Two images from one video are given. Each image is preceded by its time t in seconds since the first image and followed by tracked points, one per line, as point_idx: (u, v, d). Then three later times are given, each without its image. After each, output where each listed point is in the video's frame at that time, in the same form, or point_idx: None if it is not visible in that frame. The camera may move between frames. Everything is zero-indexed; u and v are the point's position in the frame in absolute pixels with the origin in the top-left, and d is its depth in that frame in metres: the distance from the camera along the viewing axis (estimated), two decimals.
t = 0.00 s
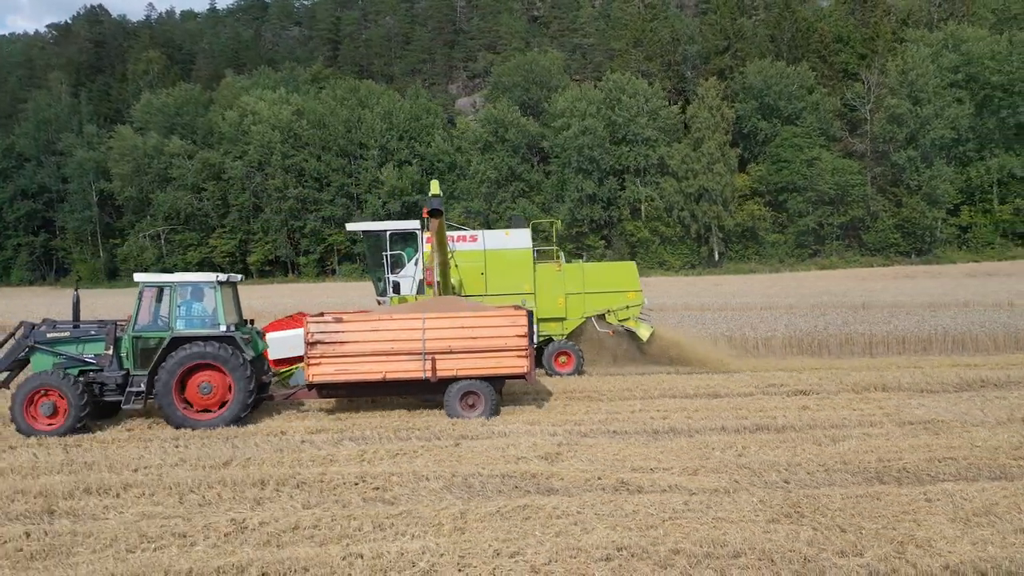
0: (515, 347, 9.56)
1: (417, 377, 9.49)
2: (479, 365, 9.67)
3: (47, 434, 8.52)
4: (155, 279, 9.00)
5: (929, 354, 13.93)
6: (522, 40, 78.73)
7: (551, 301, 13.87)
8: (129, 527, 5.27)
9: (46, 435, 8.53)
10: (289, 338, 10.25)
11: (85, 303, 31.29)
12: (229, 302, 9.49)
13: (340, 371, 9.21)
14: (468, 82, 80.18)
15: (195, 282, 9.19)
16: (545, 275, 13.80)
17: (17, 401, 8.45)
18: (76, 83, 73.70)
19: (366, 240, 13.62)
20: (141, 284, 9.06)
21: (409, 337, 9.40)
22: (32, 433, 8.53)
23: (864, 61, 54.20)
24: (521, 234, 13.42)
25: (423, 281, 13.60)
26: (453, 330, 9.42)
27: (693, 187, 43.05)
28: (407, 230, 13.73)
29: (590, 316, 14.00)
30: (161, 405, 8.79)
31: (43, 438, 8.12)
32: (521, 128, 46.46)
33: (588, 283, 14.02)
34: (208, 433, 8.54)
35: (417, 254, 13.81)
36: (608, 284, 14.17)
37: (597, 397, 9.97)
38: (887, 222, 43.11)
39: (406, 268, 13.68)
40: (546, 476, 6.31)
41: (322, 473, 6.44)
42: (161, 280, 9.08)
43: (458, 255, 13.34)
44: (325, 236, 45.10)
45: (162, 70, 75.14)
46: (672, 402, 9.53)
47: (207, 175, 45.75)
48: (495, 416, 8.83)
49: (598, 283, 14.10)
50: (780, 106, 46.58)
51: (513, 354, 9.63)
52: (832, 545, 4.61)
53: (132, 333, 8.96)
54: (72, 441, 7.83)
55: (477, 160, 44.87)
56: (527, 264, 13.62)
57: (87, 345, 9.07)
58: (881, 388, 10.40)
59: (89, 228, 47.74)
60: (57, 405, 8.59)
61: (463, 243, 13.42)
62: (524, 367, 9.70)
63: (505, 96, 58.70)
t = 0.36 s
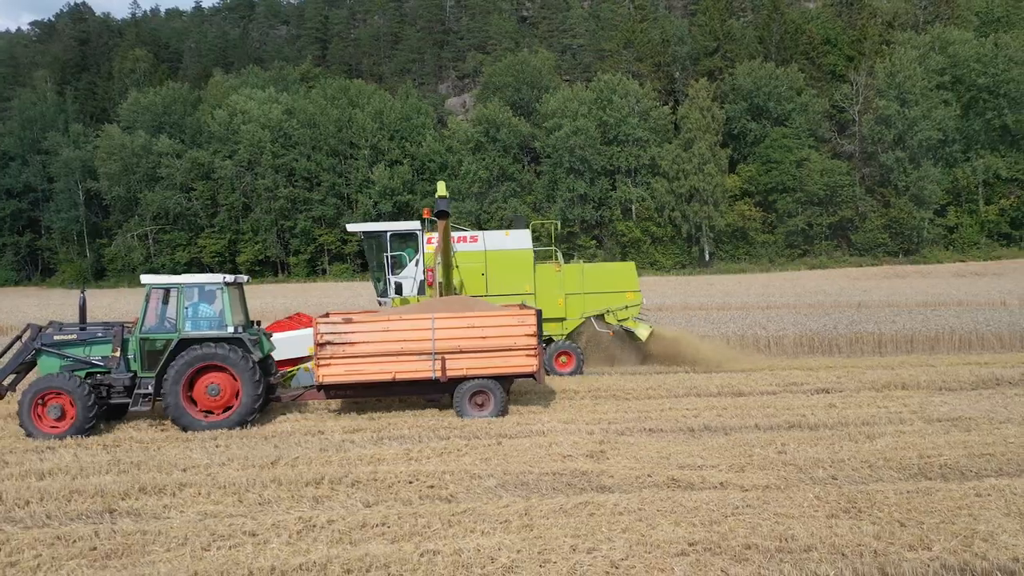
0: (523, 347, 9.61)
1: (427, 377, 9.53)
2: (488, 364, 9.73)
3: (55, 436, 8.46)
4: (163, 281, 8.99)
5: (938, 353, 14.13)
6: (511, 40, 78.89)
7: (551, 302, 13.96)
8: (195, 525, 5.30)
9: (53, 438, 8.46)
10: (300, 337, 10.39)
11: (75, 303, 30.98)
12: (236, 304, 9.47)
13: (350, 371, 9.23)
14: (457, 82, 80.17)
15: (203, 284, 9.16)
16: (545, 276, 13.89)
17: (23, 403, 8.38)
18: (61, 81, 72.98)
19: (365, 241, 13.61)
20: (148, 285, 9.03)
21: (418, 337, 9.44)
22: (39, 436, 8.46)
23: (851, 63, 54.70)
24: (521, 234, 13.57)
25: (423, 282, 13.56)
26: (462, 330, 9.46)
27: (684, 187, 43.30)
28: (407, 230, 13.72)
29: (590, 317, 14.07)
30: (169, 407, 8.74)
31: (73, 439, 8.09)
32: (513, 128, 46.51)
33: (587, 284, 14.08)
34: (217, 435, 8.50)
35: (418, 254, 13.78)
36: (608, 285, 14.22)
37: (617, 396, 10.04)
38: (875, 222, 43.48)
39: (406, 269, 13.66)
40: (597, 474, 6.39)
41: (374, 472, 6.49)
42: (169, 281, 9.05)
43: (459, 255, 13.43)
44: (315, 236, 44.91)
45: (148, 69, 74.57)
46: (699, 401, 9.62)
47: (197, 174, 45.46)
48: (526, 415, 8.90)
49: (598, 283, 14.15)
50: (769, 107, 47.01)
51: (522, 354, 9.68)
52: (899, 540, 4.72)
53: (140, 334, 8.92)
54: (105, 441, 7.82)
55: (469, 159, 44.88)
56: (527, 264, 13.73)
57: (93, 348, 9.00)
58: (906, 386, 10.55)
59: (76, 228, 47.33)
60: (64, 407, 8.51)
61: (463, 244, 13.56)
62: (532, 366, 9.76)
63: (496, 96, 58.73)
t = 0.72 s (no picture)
0: (531, 346, 9.66)
1: (434, 376, 9.61)
2: (495, 363, 9.78)
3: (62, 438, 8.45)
4: (169, 282, 8.91)
5: (943, 352, 14.36)
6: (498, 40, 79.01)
7: (549, 302, 14.08)
8: (259, 523, 5.34)
9: (60, 440, 8.46)
10: (304, 337, 10.25)
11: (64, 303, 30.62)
12: (243, 305, 9.40)
13: (358, 371, 9.29)
14: (445, 82, 80.15)
15: (210, 285, 9.08)
16: (543, 276, 13.99)
17: (29, 406, 8.35)
18: (42, 79, 72.14)
19: (365, 241, 13.55)
20: (153, 286, 8.95)
21: (426, 336, 9.50)
22: (46, 438, 8.46)
23: (837, 65, 55.27)
24: (519, 234, 13.71)
25: (423, 282, 13.56)
26: (469, 331, 9.53)
27: (673, 187, 43.56)
28: (405, 231, 13.66)
29: (587, 317, 14.18)
30: (175, 409, 8.74)
31: (103, 440, 8.07)
32: (502, 129, 46.58)
33: (584, 284, 14.19)
34: (225, 439, 8.50)
35: (417, 255, 13.77)
36: (606, 285, 14.30)
37: (635, 394, 10.15)
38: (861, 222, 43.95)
39: (406, 269, 13.62)
40: (644, 470, 6.49)
41: (423, 469, 6.55)
42: (175, 283, 8.98)
43: (458, 255, 13.51)
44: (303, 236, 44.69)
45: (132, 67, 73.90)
46: (721, 399, 9.75)
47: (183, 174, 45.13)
48: (553, 413, 8.98)
49: (595, 283, 14.26)
50: (757, 108, 47.41)
51: (529, 354, 9.74)
52: (960, 532, 4.85)
53: (146, 336, 8.87)
54: (136, 442, 7.79)
55: (458, 159, 44.89)
56: (526, 264, 13.83)
57: (99, 349, 8.99)
58: (922, 383, 10.76)
59: (59, 228, 46.83)
60: (71, 408, 8.48)
61: (463, 244, 13.71)
62: (540, 366, 9.81)
63: (484, 96, 58.78)
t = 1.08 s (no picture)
0: (537, 344, 9.77)
1: (442, 375, 9.66)
2: (501, 361, 9.86)
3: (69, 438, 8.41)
4: (176, 282, 8.90)
5: (948, 350, 14.62)
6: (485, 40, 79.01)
7: (546, 300, 14.19)
8: (322, 520, 5.39)
9: (67, 440, 8.40)
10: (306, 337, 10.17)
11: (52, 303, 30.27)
12: (248, 305, 9.39)
13: (366, 371, 9.32)
14: (431, 82, 80.06)
15: (217, 285, 9.07)
16: (540, 276, 14.07)
17: (35, 404, 8.30)
18: (23, 76, 71.32)
19: (363, 241, 13.48)
20: (161, 285, 8.96)
21: (433, 336, 9.57)
22: (52, 439, 8.39)
23: (822, 67, 55.84)
24: (517, 234, 13.77)
25: (423, 283, 13.60)
26: (478, 330, 9.60)
27: (661, 187, 43.83)
28: (404, 231, 13.67)
29: (584, 316, 14.35)
30: (182, 409, 8.71)
31: (133, 440, 8.06)
32: (490, 129, 46.60)
33: (581, 283, 14.34)
34: (232, 437, 8.45)
35: (415, 255, 13.75)
36: (602, 284, 14.44)
37: (652, 392, 10.25)
38: (847, 223, 44.47)
39: (405, 269, 13.61)
40: (687, 466, 6.61)
41: (469, 466, 6.61)
42: (181, 282, 8.96)
43: (456, 256, 13.54)
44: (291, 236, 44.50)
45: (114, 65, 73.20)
46: (742, 396, 9.87)
47: (168, 173, 44.84)
48: (580, 411, 9.06)
49: (591, 283, 14.41)
50: (743, 109, 47.81)
51: (534, 352, 9.85)
52: (1014, 523, 5.00)
53: (152, 336, 8.86)
54: (168, 441, 7.78)
55: (447, 159, 44.89)
56: (524, 265, 13.90)
57: (105, 348, 8.94)
58: (936, 380, 10.97)
59: (42, 227, 46.35)
60: (77, 407, 8.44)
61: (461, 245, 13.76)
62: (546, 363, 9.92)
63: (472, 96, 58.81)
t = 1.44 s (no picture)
0: (543, 344, 9.81)
1: (449, 375, 9.71)
2: (507, 361, 9.90)
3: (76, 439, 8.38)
4: (181, 281, 8.87)
5: (951, 347, 14.85)
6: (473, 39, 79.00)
7: (543, 299, 14.26)
8: (378, 516, 5.46)
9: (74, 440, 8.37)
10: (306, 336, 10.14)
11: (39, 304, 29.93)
12: (253, 304, 9.35)
13: (372, 370, 9.36)
14: (419, 82, 79.87)
15: (222, 284, 9.03)
16: (537, 275, 14.16)
17: (42, 405, 8.25)
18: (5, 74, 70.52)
19: (361, 241, 13.48)
20: (165, 285, 8.91)
21: (438, 335, 9.62)
22: (56, 439, 8.34)
23: (808, 68, 56.35)
24: (513, 234, 13.88)
25: (421, 282, 13.65)
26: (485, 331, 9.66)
27: (650, 187, 44.02)
28: (402, 231, 13.73)
29: (580, 315, 14.44)
30: (188, 409, 8.67)
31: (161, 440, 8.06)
32: (479, 128, 46.59)
33: (577, 283, 14.42)
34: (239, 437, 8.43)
35: (413, 255, 13.78)
36: (597, 284, 14.53)
37: (669, 390, 10.38)
38: (833, 223, 44.93)
39: (403, 269, 13.65)
40: (726, 461, 6.72)
41: (510, 463, 6.70)
42: (186, 281, 8.92)
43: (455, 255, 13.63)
44: (279, 236, 44.31)
45: (98, 63, 72.53)
46: (762, 394, 10.01)
47: (155, 172, 44.51)
48: (605, 409, 9.16)
49: (586, 282, 14.50)
50: (731, 109, 48.08)
51: (541, 352, 9.88)
52: None
53: (157, 335, 8.80)
54: (198, 440, 7.80)
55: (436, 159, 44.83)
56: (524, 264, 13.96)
57: (110, 348, 8.90)
58: (947, 378, 11.18)
59: (26, 227, 45.89)
60: (83, 408, 8.43)
61: (459, 245, 13.86)
62: (552, 364, 9.96)
63: (461, 96, 58.79)
